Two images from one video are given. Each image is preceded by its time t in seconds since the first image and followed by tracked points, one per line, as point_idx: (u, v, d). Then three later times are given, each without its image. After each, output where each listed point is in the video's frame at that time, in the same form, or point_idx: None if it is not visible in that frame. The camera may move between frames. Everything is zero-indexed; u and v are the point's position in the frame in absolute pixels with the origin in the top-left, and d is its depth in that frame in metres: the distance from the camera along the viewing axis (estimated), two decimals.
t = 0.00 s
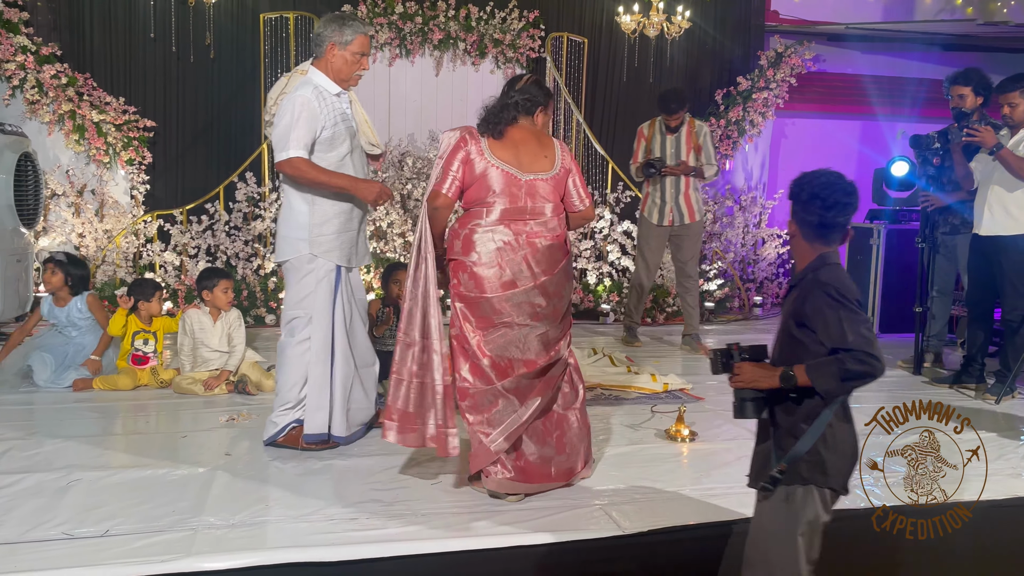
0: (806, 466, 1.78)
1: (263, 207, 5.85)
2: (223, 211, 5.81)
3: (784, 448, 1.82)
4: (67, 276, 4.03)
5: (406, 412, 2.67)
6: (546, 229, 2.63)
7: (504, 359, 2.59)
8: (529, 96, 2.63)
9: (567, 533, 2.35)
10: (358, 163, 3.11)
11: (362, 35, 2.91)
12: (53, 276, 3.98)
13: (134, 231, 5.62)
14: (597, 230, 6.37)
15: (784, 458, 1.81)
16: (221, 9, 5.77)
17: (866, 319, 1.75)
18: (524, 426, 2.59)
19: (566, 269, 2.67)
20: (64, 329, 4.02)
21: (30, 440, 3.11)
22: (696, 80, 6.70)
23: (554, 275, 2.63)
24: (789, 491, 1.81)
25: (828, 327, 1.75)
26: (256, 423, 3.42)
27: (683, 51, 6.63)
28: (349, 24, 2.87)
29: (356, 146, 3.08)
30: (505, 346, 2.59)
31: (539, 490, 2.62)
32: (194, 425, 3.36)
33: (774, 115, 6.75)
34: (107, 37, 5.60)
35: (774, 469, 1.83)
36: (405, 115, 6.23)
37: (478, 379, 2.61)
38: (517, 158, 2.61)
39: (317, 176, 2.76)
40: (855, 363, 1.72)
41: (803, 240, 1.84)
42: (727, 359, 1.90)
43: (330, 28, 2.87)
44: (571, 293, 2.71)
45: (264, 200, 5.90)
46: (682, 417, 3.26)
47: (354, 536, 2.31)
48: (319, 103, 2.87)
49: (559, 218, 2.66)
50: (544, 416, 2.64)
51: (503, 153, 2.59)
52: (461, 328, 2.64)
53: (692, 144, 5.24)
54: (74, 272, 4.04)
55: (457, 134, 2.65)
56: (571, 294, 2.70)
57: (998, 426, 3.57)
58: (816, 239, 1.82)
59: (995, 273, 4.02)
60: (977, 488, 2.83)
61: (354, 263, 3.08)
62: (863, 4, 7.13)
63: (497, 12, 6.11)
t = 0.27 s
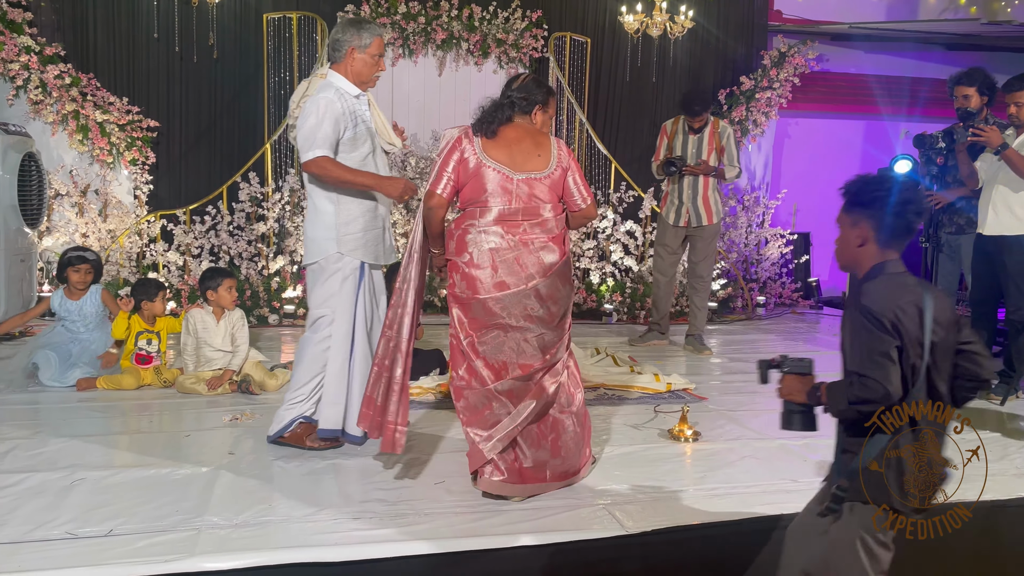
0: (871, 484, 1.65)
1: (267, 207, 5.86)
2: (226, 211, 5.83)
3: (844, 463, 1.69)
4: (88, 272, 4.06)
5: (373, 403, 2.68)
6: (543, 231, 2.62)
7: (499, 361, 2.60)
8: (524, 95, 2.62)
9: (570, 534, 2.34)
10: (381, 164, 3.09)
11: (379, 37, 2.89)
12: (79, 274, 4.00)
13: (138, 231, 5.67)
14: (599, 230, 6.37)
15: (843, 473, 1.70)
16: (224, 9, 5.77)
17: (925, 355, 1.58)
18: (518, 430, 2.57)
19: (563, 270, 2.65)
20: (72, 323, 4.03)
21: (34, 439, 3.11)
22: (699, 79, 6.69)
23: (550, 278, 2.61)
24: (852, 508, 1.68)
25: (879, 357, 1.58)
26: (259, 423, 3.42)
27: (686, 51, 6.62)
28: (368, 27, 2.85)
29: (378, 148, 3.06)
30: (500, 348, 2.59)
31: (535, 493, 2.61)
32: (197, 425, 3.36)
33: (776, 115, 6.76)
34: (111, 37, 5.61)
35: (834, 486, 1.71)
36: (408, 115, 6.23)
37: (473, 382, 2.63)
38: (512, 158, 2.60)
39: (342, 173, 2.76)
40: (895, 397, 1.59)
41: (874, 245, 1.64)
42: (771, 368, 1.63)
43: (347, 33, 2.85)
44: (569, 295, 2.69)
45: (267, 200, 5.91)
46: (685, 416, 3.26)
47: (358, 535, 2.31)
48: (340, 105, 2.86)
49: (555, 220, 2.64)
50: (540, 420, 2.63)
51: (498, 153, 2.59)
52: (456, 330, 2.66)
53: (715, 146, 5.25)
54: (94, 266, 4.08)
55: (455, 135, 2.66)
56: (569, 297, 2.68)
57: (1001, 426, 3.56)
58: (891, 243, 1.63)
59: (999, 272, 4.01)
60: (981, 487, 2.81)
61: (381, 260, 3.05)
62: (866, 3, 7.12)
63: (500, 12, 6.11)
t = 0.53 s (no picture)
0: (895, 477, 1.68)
1: (271, 207, 5.86)
2: (231, 210, 5.83)
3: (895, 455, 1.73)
4: (103, 269, 4.07)
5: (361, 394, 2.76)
6: (550, 232, 2.61)
7: (504, 363, 2.61)
8: (526, 93, 2.64)
9: (574, 534, 2.34)
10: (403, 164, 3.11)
11: (397, 40, 2.92)
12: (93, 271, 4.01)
13: (143, 231, 5.65)
14: (603, 229, 6.38)
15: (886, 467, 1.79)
16: (229, 9, 5.78)
17: (988, 352, 1.51)
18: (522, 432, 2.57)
19: (571, 272, 2.64)
20: (81, 320, 4.05)
21: (40, 439, 3.12)
22: (704, 78, 6.68)
23: (556, 280, 2.60)
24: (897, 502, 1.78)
25: (922, 340, 1.53)
26: (264, 422, 3.42)
27: (691, 51, 6.62)
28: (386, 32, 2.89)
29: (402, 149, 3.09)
30: (505, 349, 2.61)
31: (538, 495, 2.61)
32: (203, 424, 3.37)
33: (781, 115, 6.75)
34: (116, 37, 5.63)
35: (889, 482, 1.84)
36: (412, 114, 6.24)
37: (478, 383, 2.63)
38: (517, 160, 2.59)
39: (370, 174, 2.78)
40: (934, 388, 1.54)
41: (974, 239, 1.53)
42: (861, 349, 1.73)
43: (366, 37, 2.88)
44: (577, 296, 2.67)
45: (271, 199, 5.91)
46: (690, 416, 3.25)
47: (363, 535, 2.31)
48: (361, 107, 2.90)
49: (562, 220, 2.63)
50: (545, 422, 2.62)
51: (502, 154, 2.59)
52: (463, 332, 2.67)
53: (731, 146, 5.24)
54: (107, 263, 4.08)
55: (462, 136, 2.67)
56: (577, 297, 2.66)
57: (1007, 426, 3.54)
58: (990, 236, 1.52)
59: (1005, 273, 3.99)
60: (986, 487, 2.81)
61: (409, 254, 3.08)
62: (871, 2, 7.10)
63: (504, 12, 6.12)
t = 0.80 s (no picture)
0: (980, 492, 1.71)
1: (276, 207, 5.87)
2: (236, 211, 5.84)
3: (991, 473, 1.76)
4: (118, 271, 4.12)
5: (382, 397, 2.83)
6: (559, 233, 2.60)
7: (511, 364, 2.61)
8: (533, 93, 2.66)
9: (578, 535, 2.34)
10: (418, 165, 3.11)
11: (410, 42, 2.93)
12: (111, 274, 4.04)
13: (148, 231, 5.69)
14: (608, 230, 6.39)
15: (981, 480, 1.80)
16: (234, 10, 5.80)
17: None
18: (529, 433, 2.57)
19: (579, 273, 2.63)
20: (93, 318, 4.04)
21: (45, 439, 3.13)
22: (708, 78, 6.67)
23: (564, 281, 2.59)
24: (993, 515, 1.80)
25: (1014, 353, 1.55)
26: (269, 422, 3.43)
27: (695, 50, 6.61)
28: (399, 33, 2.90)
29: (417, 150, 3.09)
30: (512, 350, 2.61)
31: (544, 495, 2.61)
32: (207, 425, 3.37)
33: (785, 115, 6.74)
34: (120, 38, 5.63)
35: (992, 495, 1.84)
36: (417, 115, 6.24)
37: (485, 384, 2.64)
38: (526, 161, 2.57)
39: (379, 173, 2.77)
40: (1020, 400, 1.57)
41: None
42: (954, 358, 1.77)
43: (380, 39, 2.91)
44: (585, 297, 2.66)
45: (276, 200, 5.92)
46: (694, 417, 3.25)
47: (368, 536, 2.32)
48: (376, 107, 2.90)
49: (570, 221, 2.61)
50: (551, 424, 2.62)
51: (509, 154, 2.58)
52: (471, 333, 2.67)
53: (743, 145, 5.26)
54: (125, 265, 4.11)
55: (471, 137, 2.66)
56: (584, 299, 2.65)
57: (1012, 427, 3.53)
58: None
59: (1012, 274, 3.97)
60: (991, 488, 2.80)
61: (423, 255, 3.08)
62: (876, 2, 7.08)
63: (508, 12, 6.12)
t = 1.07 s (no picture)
0: None
1: (279, 207, 5.87)
2: (239, 210, 5.84)
3: None
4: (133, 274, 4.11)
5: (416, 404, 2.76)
6: (565, 233, 2.59)
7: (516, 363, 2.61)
8: (540, 92, 2.64)
9: (581, 535, 2.34)
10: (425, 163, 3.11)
11: (417, 42, 2.92)
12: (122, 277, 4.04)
13: (151, 231, 5.69)
14: (611, 230, 6.39)
15: None
16: (237, 11, 5.80)
17: None
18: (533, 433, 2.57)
19: (585, 273, 2.62)
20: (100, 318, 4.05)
21: (49, 438, 3.13)
22: (712, 77, 6.66)
23: (569, 281, 2.58)
24: None
25: None
26: (272, 422, 3.43)
27: (699, 50, 6.60)
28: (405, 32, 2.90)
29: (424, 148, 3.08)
30: (516, 350, 2.61)
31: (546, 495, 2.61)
32: (211, 424, 3.37)
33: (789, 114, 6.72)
34: (124, 38, 5.64)
35: None
36: (420, 114, 6.24)
37: (489, 383, 2.63)
38: (532, 160, 2.57)
39: (390, 161, 2.76)
40: None
41: None
42: None
43: (387, 38, 2.90)
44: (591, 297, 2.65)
45: (279, 200, 5.93)
46: (698, 417, 3.25)
47: (372, 535, 2.31)
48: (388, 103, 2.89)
49: (577, 221, 2.60)
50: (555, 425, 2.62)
51: (515, 154, 2.57)
52: (476, 332, 2.66)
53: (752, 145, 5.26)
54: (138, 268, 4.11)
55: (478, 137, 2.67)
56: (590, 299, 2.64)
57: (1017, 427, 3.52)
58: None
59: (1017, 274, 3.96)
60: (995, 488, 2.79)
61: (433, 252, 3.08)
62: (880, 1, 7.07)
63: (512, 12, 6.12)
